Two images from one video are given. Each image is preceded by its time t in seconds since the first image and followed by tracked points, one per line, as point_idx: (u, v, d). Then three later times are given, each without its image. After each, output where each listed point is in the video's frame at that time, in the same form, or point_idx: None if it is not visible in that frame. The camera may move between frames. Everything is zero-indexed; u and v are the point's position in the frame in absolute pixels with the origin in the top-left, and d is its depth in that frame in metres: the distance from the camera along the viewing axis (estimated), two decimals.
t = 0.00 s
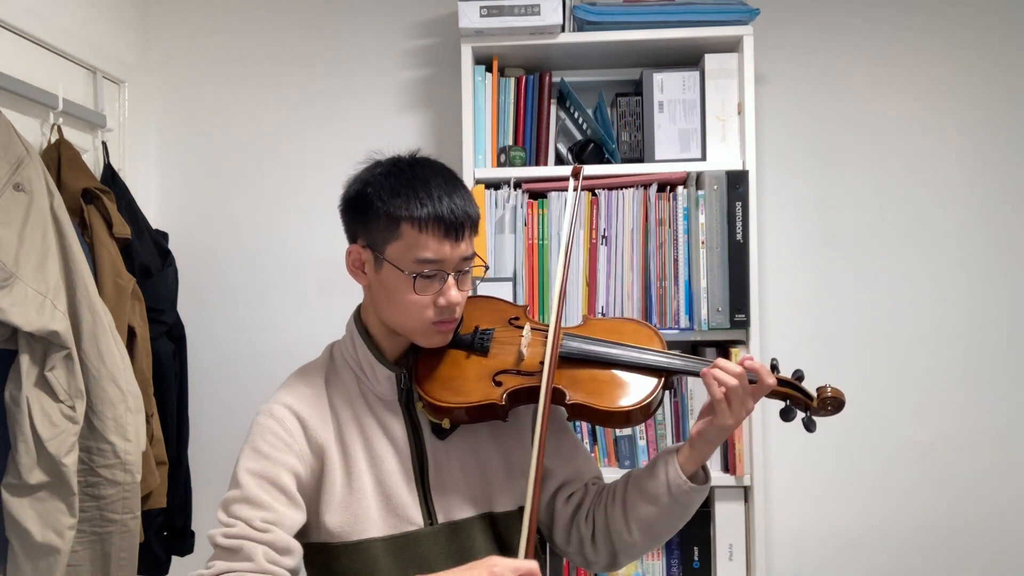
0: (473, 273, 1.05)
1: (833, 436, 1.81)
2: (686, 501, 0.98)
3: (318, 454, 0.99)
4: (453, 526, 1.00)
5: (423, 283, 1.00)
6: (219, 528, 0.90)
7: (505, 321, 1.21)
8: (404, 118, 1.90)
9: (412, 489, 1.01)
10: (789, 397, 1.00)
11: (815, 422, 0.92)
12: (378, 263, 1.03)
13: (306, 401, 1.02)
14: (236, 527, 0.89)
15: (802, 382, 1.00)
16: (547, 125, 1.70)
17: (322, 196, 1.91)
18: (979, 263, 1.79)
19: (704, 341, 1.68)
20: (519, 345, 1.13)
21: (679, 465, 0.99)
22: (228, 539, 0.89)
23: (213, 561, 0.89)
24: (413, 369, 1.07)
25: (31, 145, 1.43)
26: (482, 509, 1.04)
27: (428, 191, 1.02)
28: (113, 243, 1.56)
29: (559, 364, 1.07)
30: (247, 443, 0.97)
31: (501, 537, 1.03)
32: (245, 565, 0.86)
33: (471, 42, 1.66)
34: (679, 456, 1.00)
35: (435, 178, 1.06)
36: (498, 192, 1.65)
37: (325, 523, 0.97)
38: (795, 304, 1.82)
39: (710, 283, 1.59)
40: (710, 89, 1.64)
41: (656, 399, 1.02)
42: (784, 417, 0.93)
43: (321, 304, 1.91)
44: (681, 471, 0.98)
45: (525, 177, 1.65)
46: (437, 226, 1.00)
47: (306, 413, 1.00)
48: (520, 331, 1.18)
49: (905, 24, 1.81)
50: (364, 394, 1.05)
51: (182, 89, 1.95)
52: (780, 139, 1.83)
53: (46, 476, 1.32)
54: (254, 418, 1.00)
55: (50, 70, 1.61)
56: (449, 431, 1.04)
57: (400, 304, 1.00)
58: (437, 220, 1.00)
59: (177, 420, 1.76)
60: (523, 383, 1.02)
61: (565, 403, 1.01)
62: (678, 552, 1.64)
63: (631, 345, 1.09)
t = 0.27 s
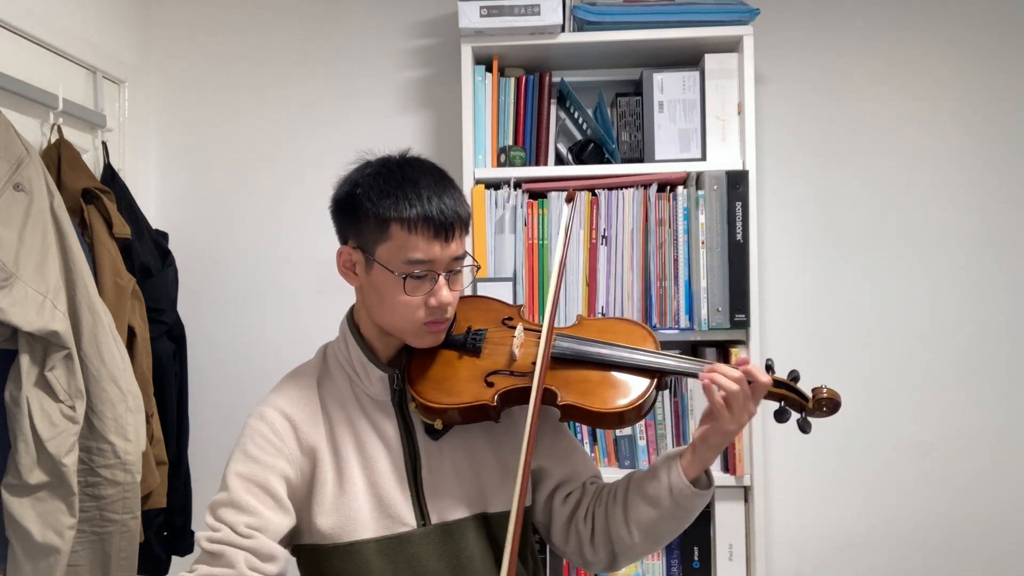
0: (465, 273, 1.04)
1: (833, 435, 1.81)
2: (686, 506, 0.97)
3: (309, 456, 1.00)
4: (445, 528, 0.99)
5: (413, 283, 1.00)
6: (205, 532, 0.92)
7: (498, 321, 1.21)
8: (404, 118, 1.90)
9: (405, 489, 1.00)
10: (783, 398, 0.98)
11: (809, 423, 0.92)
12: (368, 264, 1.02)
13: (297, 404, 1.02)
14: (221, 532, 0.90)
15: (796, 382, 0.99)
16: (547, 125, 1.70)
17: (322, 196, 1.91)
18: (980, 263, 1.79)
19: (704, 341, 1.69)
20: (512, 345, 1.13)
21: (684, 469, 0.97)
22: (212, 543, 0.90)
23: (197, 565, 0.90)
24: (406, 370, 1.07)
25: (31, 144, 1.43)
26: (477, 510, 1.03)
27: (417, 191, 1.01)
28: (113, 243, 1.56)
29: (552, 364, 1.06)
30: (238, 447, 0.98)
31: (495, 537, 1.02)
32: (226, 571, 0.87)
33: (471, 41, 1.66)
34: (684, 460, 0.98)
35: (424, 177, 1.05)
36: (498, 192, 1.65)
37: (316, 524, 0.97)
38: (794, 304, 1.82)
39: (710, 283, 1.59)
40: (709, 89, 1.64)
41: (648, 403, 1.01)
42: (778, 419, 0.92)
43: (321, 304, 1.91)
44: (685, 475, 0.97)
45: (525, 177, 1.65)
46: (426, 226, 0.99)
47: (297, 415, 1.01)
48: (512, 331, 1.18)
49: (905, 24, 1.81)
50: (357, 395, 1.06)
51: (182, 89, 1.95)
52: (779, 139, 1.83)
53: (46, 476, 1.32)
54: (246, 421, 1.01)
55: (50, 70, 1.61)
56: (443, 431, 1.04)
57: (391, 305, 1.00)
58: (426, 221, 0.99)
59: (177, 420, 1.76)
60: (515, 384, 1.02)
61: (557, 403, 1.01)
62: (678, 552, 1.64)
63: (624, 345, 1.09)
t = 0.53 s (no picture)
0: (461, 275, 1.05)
1: (833, 436, 1.81)
2: (674, 512, 0.97)
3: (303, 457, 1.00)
4: (439, 529, 0.99)
5: (410, 286, 1.00)
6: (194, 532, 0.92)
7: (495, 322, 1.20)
8: (403, 118, 1.90)
9: (398, 491, 1.01)
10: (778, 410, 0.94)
11: (805, 436, 0.88)
12: (364, 268, 1.02)
13: (292, 404, 1.02)
14: (209, 534, 0.91)
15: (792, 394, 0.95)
16: (547, 125, 1.70)
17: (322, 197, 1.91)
18: (979, 263, 1.79)
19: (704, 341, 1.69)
20: (507, 348, 1.12)
21: (669, 476, 0.97)
22: (201, 545, 0.90)
23: (185, 566, 0.91)
24: (401, 372, 1.07)
25: (31, 144, 1.43)
26: (470, 512, 1.03)
27: (411, 194, 1.01)
28: (113, 243, 1.56)
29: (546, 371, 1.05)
30: (231, 448, 0.99)
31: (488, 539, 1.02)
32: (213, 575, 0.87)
33: (471, 42, 1.66)
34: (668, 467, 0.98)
35: (418, 180, 1.05)
36: (498, 192, 1.65)
37: (309, 526, 0.97)
38: (794, 304, 1.82)
39: (710, 283, 1.59)
40: (710, 89, 1.64)
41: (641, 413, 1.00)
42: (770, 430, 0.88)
43: (321, 304, 1.91)
44: (670, 482, 0.96)
45: (525, 177, 1.65)
46: (422, 229, 0.99)
47: (291, 416, 1.01)
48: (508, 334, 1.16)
49: (905, 25, 1.81)
50: (352, 396, 1.06)
51: (182, 89, 1.95)
52: (779, 139, 1.83)
53: (46, 476, 1.32)
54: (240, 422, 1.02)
55: (49, 70, 1.61)
56: (437, 433, 1.03)
57: (386, 309, 1.00)
58: (421, 223, 0.99)
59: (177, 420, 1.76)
60: (509, 389, 1.02)
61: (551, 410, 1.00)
62: (678, 552, 1.64)
63: (619, 352, 1.07)
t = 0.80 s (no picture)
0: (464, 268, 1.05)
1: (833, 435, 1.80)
2: (673, 527, 0.96)
3: (298, 459, 1.01)
4: (433, 531, 0.99)
5: (418, 284, 1.00)
6: (186, 530, 0.93)
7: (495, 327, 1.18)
8: (403, 118, 1.90)
9: (394, 492, 1.01)
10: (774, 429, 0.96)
11: (799, 456, 0.90)
12: (369, 270, 1.02)
13: (287, 405, 1.03)
14: (199, 531, 0.92)
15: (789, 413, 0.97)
16: (547, 125, 1.70)
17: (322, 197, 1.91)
18: (979, 263, 1.79)
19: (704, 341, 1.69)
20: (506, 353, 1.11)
21: (670, 493, 0.96)
22: (190, 543, 0.91)
23: (174, 562, 0.92)
24: (398, 372, 1.06)
25: (31, 144, 1.43)
26: (465, 513, 1.02)
27: (411, 192, 1.01)
28: (113, 243, 1.56)
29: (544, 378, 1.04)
30: (226, 447, 0.99)
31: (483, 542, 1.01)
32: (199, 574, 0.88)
33: (471, 42, 1.66)
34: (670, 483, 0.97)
35: (414, 176, 1.05)
36: (498, 192, 1.65)
37: (303, 527, 0.97)
38: (794, 304, 1.82)
39: (710, 283, 1.58)
40: (709, 89, 1.64)
41: (636, 426, 0.99)
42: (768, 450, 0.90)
43: (321, 304, 1.91)
44: (671, 499, 0.96)
45: (525, 177, 1.65)
46: (427, 224, 1.00)
47: (287, 417, 1.02)
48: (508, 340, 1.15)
49: (905, 25, 1.81)
50: (348, 397, 1.06)
51: (182, 89, 1.95)
52: (779, 139, 1.83)
53: (46, 476, 1.32)
54: (236, 422, 1.02)
55: (49, 70, 1.61)
56: (431, 435, 1.03)
57: (394, 309, 1.00)
58: (426, 219, 1.00)
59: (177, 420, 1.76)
60: (505, 394, 1.01)
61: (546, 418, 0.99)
62: (678, 552, 1.64)
63: (617, 363, 1.06)
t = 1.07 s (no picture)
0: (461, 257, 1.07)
1: (833, 437, 1.81)
2: (651, 536, 0.96)
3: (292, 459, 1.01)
4: (429, 531, 0.99)
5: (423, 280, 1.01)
6: (176, 520, 0.95)
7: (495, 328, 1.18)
8: (403, 118, 1.90)
9: (390, 492, 1.01)
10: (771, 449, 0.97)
11: (795, 479, 0.91)
12: (371, 275, 1.02)
13: (285, 404, 1.03)
14: (187, 524, 0.93)
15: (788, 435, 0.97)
16: (547, 125, 1.70)
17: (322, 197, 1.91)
18: (979, 263, 1.79)
19: (705, 341, 1.69)
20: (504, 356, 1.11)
21: (651, 501, 0.96)
22: (177, 534, 0.93)
23: (161, 551, 0.93)
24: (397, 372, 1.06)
25: (31, 144, 1.43)
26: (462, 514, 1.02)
27: (403, 192, 1.01)
28: (113, 243, 1.56)
29: (541, 385, 1.04)
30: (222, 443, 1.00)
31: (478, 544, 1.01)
32: (180, 565, 0.89)
33: (471, 42, 1.66)
34: (651, 491, 0.97)
35: (402, 174, 1.03)
36: (498, 192, 1.65)
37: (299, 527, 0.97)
38: (794, 304, 1.82)
39: (710, 283, 1.58)
40: (709, 89, 1.64)
41: (630, 439, 0.99)
42: (764, 470, 0.90)
43: (321, 304, 1.91)
44: (650, 507, 0.96)
45: (525, 177, 1.65)
46: (425, 220, 1.01)
47: (284, 416, 1.02)
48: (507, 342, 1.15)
49: (905, 24, 1.81)
50: (346, 397, 1.06)
51: (182, 89, 1.95)
52: (779, 139, 1.83)
53: (46, 476, 1.32)
54: (234, 419, 1.03)
55: (49, 70, 1.61)
56: (426, 434, 1.04)
57: (400, 308, 1.00)
58: (423, 215, 1.01)
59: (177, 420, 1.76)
60: (501, 399, 1.01)
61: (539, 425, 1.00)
62: (678, 552, 1.64)
63: (615, 374, 1.06)
